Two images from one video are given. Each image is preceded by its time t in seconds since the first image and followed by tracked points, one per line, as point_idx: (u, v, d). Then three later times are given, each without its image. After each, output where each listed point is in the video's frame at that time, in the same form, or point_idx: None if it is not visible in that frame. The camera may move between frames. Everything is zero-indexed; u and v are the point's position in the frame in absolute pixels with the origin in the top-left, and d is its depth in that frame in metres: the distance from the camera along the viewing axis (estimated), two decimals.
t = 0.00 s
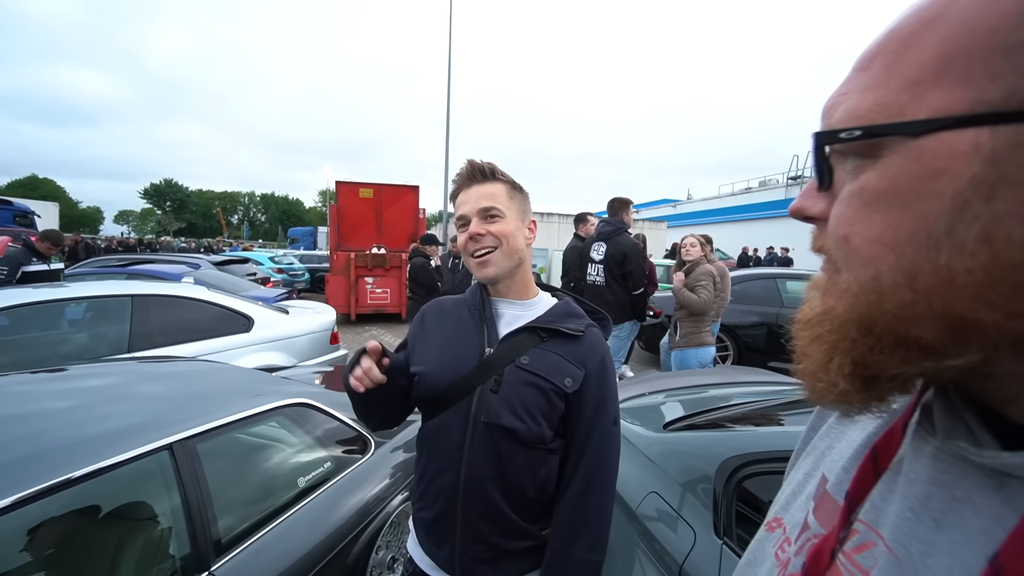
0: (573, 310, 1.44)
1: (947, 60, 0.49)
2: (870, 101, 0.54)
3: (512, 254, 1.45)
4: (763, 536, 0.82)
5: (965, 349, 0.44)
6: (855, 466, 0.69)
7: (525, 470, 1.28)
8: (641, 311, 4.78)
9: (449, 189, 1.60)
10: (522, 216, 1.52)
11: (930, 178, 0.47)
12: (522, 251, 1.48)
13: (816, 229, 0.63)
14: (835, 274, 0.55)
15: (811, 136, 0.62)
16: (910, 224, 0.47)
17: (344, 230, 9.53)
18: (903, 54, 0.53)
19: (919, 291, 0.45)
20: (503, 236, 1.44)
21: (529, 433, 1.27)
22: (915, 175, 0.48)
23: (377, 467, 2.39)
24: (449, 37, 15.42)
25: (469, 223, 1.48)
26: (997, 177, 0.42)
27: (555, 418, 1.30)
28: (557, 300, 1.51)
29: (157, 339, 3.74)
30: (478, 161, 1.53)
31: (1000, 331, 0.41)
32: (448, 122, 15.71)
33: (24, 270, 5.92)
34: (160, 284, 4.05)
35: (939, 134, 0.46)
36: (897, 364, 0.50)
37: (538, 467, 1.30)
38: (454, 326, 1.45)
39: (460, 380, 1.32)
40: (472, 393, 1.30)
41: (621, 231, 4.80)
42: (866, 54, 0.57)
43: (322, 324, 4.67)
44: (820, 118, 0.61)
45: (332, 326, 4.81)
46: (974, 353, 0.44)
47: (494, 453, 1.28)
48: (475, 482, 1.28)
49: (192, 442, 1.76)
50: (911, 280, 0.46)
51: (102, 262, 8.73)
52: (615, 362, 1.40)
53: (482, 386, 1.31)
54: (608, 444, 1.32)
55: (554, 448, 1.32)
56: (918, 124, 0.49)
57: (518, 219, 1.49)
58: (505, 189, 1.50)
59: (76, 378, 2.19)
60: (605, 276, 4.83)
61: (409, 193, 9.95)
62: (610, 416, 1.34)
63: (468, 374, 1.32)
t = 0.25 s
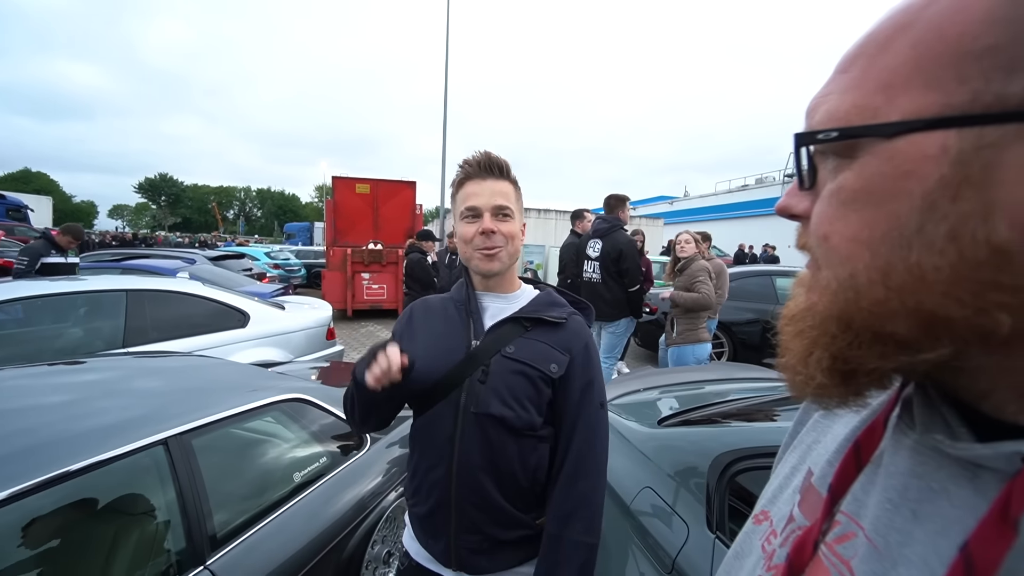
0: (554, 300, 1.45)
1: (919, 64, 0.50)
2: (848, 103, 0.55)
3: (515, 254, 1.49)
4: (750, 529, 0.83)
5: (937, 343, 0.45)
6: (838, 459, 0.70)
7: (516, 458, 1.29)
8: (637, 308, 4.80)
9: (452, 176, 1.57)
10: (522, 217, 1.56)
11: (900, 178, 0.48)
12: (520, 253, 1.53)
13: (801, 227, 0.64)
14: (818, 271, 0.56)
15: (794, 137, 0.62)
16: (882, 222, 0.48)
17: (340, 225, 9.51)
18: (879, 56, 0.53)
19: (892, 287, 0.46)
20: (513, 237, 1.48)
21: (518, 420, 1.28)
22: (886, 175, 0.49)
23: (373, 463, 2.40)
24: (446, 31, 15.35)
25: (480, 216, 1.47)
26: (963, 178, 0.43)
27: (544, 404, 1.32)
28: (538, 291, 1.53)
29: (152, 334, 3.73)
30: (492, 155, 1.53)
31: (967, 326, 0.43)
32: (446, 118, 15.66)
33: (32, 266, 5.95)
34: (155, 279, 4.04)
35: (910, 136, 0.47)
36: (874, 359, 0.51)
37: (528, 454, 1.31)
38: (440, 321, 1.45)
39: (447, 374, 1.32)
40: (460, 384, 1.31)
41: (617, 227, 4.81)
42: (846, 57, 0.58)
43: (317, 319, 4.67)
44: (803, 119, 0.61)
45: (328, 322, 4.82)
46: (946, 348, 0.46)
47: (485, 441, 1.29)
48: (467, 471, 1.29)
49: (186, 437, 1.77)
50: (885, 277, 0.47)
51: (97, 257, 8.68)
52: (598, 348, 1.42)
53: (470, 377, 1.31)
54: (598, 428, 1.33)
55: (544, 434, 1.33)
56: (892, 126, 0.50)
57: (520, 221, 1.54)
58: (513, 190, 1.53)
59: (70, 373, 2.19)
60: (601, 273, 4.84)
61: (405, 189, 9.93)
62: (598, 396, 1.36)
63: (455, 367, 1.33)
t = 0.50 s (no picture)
0: (554, 297, 1.46)
1: (915, 63, 0.51)
2: (847, 100, 0.55)
3: (507, 253, 1.48)
4: (749, 526, 0.84)
5: (934, 337, 0.46)
6: (836, 456, 0.70)
7: (516, 455, 1.30)
8: (639, 306, 4.80)
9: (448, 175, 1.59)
10: (517, 216, 1.55)
11: (895, 174, 0.49)
12: (515, 251, 1.51)
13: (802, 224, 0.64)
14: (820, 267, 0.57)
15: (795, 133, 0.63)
16: (878, 217, 0.49)
17: (342, 222, 9.52)
18: (878, 53, 0.54)
19: (889, 281, 0.47)
20: (503, 235, 1.46)
21: (520, 418, 1.29)
22: (881, 171, 0.50)
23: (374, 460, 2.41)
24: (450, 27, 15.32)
25: (469, 217, 1.48)
26: (956, 174, 0.44)
27: (545, 402, 1.32)
28: (538, 290, 1.53)
29: (155, 329, 3.75)
30: (485, 153, 1.53)
31: (961, 320, 0.43)
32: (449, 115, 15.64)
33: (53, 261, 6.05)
34: (157, 275, 4.05)
35: (905, 133, 0.48)
36: (874, 355, 0.51)
37: (529, 452, 1.32)
38: (440, 320, 1.46)
39: (450, 373, 1.33)
40: (462, 382, 1.32)
41: (620, 226, 4.81)
42: (848, 54, 0.59)
43: (319, 316, 4.68)
44: (805, 115, 0.62)
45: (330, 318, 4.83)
46: (942, 343, 0.46)
47: (486, 439, 1.30)
48: (468, 468, 1.30)
49: (189, 432, 1.78)
50: (883, 270, 0.47)
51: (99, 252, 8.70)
52: (598, 346, 1.43)
53: (472, 375, 1.32)
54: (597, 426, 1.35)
55: (545, 432, 1.34)
56: (889, 123, 0.50)
57: (514, 220, 1.53)
58: (507, 188, 1.52)
59: (73, 367, 2.20)
60: (604, 271, 4.84)
61: (408, 186, 9.93)
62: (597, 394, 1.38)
63: (458, 365, 1.33)
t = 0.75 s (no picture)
0: (565, 297, 1.45)
1: (929, 58, 0.50)
2: (858, 96, 0.55)
3: (516, 250, 1.47)
4: (757, 523, 0.83)
5: (953, 334, 0.45)
6: (847, 453, 0.70)
7: (524, 455, 1.30)
8: (646, 306, 4.78)
9: (458, 171, 1.59)
10: (527, 213, 1.54)
11: (913, 168, 0.48)
12: (524, 249, 1.51)
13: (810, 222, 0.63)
14: (832, 264, 0.56)
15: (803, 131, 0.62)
16: (895, 211, 0.48)
17: (350, 221, 9.56)
18: (889, 49, 0.54)
19: (907, 277, 0.46)
20: (512, 232, 1.46)
21: (528, 418, 1.29)
22: (898, 165, 0.49)
23: (381, 458, 2.42)
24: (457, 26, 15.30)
25: (479, 213, 1.48)
26: (977, 167, 0.43)
27: (554, 403, 1.32)
28: (548, 289, 1.53)
29: (165, 327, 3.78)
30: (495, 150, 1.53)
31: (986, 314, 0.42)
32: (456, 113, 15.65)
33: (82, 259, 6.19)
34: (167, 273, 4.08)
35: (924, 127, 0.47)
36: (887, 352, 0.50)
37: (537, 452, 1.32)
38: (451, 317, 1.46)
39: (458, 371, 1.33)
40: (469, 379, 1.32)
41: (629, 226, 4.79)
42: (855, 52, 0.58)
43: (327, 314, 4.71)
44: (811, 115, 0.61)
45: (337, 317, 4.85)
46: (961, 338, 0.45)
47: (494, 438, 1.30)
48: (475, 467, 1.30)
49: (199, 429, 1.79)
50: (900, 266, 0.47)
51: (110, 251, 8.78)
52: (608, 348, 1.43)
53: (480, 372, 1.32)
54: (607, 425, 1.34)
55: (552, 432, 1.34)
56: (905, 117, 0.50)
57: (524, 217, 1.52)
58: (517, 184, 1.52)
59: (85, 364, 2.23)
60: (612, 271, 4.83)
61: (415, 185, 9.96)
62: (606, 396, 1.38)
63: (466, 363, 1.33)
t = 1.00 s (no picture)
0: (565, 292, 1.44)
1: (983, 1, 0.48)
2: (900, 42, 0.52)
3: (514, 243, 1.45)
4: (754, 515, 0.82)
5: (980, 310, 0.42)
6: (841, 441, 0.68)
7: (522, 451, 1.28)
8: (647, 299, 4.77)
9: (452, 167, 1.58)
10: (525, 206, 1.52)
11: (961, 121, 0.45)
12: (522, 242, 1.49)
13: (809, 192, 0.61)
14: (842, 234, 0.53)
15: (826, 81, 0.59)
16: (936, 170, 0.45)
17: (349, 219, 9.53)
18: None
19: (940, 244, 0.43)
20: (509, 226, 1.44)
21: (526, 413, 1.27)
22: (944, 117, 0.46)
23: (383, 455, 2.41)
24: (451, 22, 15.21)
25: (475, 207, 1.46)
26: None
27: (553, 397, 1.30)
28: (548, 283, 1.51)
29: (166, 329, 3.76)
30: (489, 144, 1.51)
31: None
32: (452, 109, 15.63)
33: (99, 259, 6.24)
34: (166, 274, 4.07)
35: (977, 74, 0.45)
36: (900, 330, 0.48)
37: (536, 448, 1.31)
38: (450, 314, 1.45)
39: (457, 367, 1.32)
40: (467, 375, 1.31)
41: (628, 219, 4.77)
42: None
43: (328, 313, 4.70)
44: (836, 63, 0.59)
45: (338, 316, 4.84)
46: (987, 316, 0.43)
47: (491, 433, 1.29)
48: (472, 462, 1.29)
49: (200, 429, 1.78)
50: (934, 233, 0.44)
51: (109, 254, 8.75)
52: (610, 342, 1.41)
53: (478, 368, 1.31)
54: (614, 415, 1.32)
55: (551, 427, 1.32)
56: (954, 63, 0.47)
57: (521, 210, 1.50)
58: (511, 176, 1.50)
59: (84, 367, 2.22)
60: (612, 264, 4.81)
61: (414, 182, 9.93)
62: (612, 391, 1.35)
63: (465, 358, 1.32)
